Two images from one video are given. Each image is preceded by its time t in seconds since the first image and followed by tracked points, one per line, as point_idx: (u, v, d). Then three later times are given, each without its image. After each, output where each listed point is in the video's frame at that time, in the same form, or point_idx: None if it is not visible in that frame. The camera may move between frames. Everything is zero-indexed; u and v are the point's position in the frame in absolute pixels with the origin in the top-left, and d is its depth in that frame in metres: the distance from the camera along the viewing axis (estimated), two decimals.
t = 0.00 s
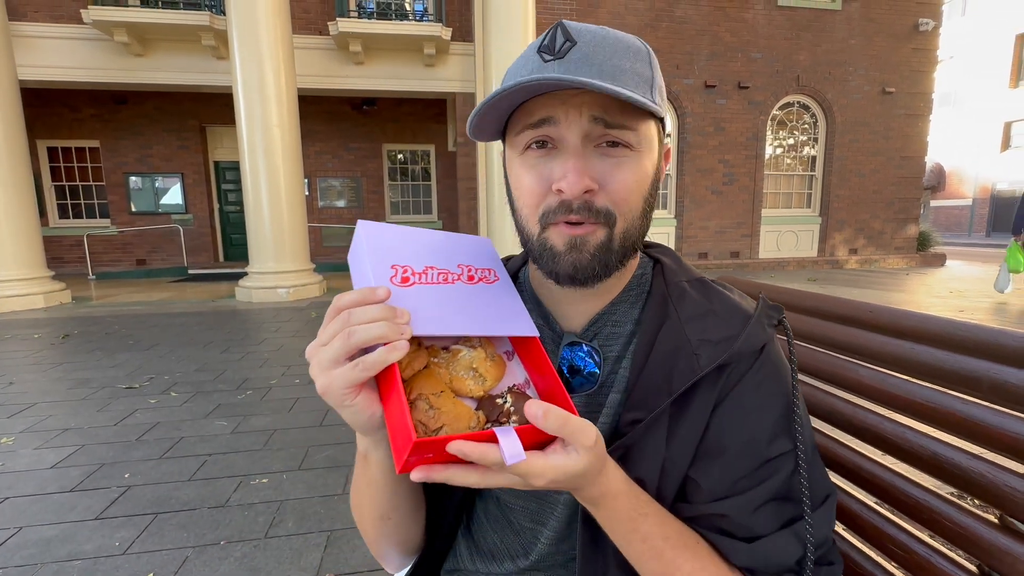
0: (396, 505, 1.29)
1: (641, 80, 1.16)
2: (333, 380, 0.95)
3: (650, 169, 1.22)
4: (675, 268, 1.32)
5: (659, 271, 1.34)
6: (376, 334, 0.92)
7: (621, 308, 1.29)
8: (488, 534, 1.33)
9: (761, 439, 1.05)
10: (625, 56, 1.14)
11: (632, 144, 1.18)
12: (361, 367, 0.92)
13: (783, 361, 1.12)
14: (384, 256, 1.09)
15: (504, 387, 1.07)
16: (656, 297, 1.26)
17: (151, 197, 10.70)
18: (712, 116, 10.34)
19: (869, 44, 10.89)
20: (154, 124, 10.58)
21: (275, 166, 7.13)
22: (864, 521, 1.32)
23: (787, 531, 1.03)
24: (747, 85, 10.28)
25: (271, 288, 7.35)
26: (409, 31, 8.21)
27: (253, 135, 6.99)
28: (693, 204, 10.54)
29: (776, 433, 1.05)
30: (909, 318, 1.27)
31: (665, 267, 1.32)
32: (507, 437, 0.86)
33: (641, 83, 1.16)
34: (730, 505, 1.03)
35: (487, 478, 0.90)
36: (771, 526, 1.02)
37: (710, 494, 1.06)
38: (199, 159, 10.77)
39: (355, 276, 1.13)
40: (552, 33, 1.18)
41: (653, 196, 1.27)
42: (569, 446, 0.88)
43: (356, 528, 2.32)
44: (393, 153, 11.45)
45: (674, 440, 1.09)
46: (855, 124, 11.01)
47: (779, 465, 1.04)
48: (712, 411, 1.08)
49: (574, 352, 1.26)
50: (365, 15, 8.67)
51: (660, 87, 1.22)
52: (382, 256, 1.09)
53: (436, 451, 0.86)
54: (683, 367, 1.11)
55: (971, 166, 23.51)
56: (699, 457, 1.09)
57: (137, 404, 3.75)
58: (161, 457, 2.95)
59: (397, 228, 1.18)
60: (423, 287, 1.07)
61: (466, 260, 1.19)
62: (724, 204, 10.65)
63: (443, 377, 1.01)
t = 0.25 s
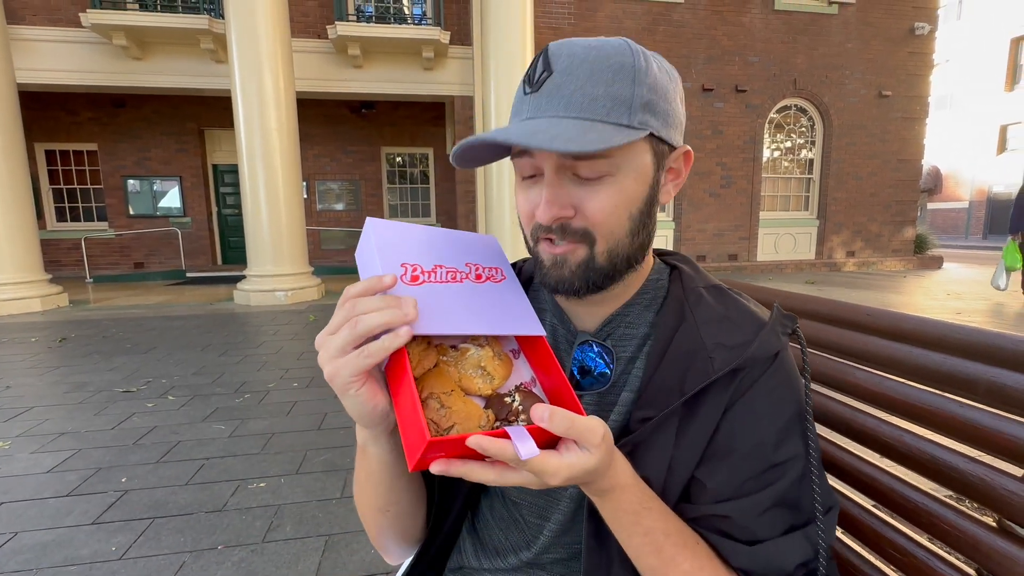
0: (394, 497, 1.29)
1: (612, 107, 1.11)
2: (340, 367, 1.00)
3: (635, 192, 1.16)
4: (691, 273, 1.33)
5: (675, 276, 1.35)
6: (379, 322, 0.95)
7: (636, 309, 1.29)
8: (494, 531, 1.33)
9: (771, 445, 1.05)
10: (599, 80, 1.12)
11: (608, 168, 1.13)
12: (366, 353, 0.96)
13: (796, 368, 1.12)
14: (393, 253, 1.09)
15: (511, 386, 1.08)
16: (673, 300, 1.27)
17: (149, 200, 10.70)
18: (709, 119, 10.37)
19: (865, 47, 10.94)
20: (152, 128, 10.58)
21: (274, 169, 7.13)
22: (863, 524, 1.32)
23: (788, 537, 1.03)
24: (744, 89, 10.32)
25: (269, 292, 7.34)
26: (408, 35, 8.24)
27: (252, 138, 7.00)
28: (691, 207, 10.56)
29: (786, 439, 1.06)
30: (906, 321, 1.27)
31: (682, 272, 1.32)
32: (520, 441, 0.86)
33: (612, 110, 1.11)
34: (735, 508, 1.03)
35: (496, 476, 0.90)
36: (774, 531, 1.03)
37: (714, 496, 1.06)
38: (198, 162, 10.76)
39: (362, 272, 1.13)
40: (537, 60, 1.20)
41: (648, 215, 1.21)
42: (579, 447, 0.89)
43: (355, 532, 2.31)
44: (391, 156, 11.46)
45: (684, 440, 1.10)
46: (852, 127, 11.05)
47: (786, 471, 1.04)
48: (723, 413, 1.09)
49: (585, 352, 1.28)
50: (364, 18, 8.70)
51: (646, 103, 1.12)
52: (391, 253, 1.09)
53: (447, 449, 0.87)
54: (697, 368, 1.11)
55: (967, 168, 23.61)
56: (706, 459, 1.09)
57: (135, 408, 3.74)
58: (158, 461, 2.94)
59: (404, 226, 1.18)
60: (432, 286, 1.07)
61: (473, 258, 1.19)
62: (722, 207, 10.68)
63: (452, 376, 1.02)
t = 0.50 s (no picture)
0: (393, 493, 1.28)
1: (651, 97, 1.16)
2: (331, 358, 1.02)
3: (667, 182, 1.21)
4: (704, 285, 1.33)
5: (688, 287, 1.36)
6: (374, 314, 1.00)
7: (645, 319, 1.31)
8: (499, 532, 1.33)
9: (779, 459, 1.05)
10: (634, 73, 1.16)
11: (643, 158, 1.18)
12: (357, 342, 0.99)
13: (806, 382, 1.12)
14: (386, 276, 1.09)
15: (511, 403, 1.09)
16: (684, 310, 1.28)
17: (147, 205, 10.69)
18: (706, 124, 10.42)
19: (860, 52, 11.02)
20: (150, 132, 10.57)
21: (272, 174, 7.13)
22: (864, 530, 1.31)
23: (793, 552, 1.02)
24: (740, 93, 10.37)
25: (266, 296, 7.32)
26: (405, 40, 8.27)
27: (249, 142, 7.01)
28: (688, 211, 10.59)
29: (795, 454, 1.06)
30: (902, 325, 1.28)
31: (695, 283, 1.34)
32: (521, 462, 0.86)
33: (650, 101, 1.16)
34: (740, 523, 1.03)
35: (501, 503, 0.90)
36: (782, 547, 1.03)
37: (720, 508, 1.07)
38: (195, 167, 10.75)
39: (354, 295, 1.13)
40: (567, 55, 1.22)
41: (673, 209, 1.27)
42: (582, 464, 0.88)
43: (352, 538, 2.30)
44: (389, 160, 11.47)
45: (691, 451, 1.10)
46: (847, 132, 11.11)
47: (795, 486, 1.04)
48: (731, 425, 1.09)
49: (593, 359, 1.30)
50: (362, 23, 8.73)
51: (675, 98, 1.20)
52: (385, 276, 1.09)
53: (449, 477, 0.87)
54: (706, 379, 1.12)
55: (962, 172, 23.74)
56: (714, 471, 1.09)
57: (130, 413, 3.72)
58: (154, 467, 2.93)
59: (397, 245, 1.17)
60: (425, 306, 1.07)
61: (467, 274, 1.19)
62: (719, 210, 10.70)
63: (451, 400, 1.02)
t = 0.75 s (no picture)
0: (392, 496, 1.28)
1: (665, 112, 1.18)
2: (336, 354, 1.02)
3: (675, 198, 1.23)
4: (708, 293, 1.34)
5: (691, 295, 1.37)
6: (381, 311, 1.00)
7: (649, 327, 1.31)
8: (498, 544, 1.33)
9: (781, 468, 1.05)
10: (651, 84, 1.19)
11: (654, 173, 1.20)
12: (364, 339, 0.99)
13: (809, 390, 1.11)
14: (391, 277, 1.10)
15: (512, 404, 1.09)
16: (688, 318, 1.28)
17: (143, 211, 10.67)
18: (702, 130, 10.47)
19: (854, 60, 11.11)
20: (147, 139, 10.57)
21: (269, 181, 7.13)
22: (864, 537, 1.31)
23: (794, 561, 1.02)
24: (736, 101, 10.44)
25: (263, 303, 7.30)
26: (403, 47, 8.31)
27: (246, 149, 7.01)
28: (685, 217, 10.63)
29: (797, 462, 1.06)
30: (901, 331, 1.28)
31: (699, 291, 1.35)
32: (529, 457, 0.86)
33: (663, 115, 1.18)
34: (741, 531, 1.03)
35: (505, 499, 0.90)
36: (783, 556, 1.02)
37: (721, 517, 1.07)
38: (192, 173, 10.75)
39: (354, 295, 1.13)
40: (584, 62, 1.24)
41: (681, 224, 1.28)
42: (587, 461, 0.88)
43: (348, 547, 2.28)
44: (387, 167, 11.48)
45: (693, 459, 1.11)
46: (842, 138, 11.19)
47: (798, 495, 1.04)
48: (733, 433, 1.09)
49: (595, 366, 1.30)
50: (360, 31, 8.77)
51: (691, 113, 1.21)
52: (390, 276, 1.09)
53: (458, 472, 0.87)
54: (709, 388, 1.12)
55: (956, 178, 23.92)
56: (715, 479, 1.09)
57: (125, 421, 3.69)
58: (148, 476, 2.90)
59: (399, 247, 1.18)
60: (428, 307, 1.07)
61: (467, 276, 1.19)
62: (715, 216, 10.74)
63: (455, 397, 1.03)
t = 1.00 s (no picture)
0: (381, 517, 1.25)
1: (650, 116, 1.16)
2: (317, 370, 0.99)
3: (665, 207, 1.20)
4: (715, 296, 1.34)
5: (698, 297, 1.37)
6: (367, 325, 0.97)
7: (654, 333, 1.31)
8: (495, 561, 1.31)
9: (790, 479, 1.05)
10: (636, 88, 1.18)
11: (640, 181, 1.18)
12: (347, 354, 0.97)
13: (821, 398, 1.13)
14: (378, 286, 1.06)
15: (501, 400, 1.08)
16: (694, 322, 1.28)
17: (137, 215, 10.61)
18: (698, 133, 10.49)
19: (849, 63, 11.15)
20: (142, 142, 10.52)
21: (264, 184, 7.10)
22: (872, 550, 1.31)
23: None
24: (732, 104, 10.47)
25: (258, 306, 7.26)
26: (399, 50, 8.29)
27: (242, 153, 6.98)
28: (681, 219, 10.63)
29: (806, 472, 1.06)
30: (906, 337, 1.28)
31: (706, 293, 1.35)
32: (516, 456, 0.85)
33: (648, 120, 1.17)
34: (750, 542, 1.02)
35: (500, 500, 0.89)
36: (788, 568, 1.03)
37: (726, 528, 1.06)
38: (187, 176, 10.71)
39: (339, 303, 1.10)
40: (573, 64, 1.25)
41: (678, 231, 1.26)
42: (577, 456, 0.87)
43: (342, 556, 2.25)
44: (383, 169, 11.45)
45: (699, 468, 1.10)
46: (838, 141, 11.23)
47: (806, 506, 1.04)
48: (741, 441, 1.09)
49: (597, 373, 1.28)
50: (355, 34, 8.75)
51: (683, 115, 1.18)
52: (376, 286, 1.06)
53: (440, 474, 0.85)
54: (716, 395, 1.12)
55: (951, 181, 24.01)
56: (721, 489, 1.09)
57: (116, 428, 3.65)
58: (139, 484, 2.86)
59: (385, 252, 1.15)
60: (419, 315, 1.05)
61: (459, 281, 1.17)
62: (712, 219, 10.74)
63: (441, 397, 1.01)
